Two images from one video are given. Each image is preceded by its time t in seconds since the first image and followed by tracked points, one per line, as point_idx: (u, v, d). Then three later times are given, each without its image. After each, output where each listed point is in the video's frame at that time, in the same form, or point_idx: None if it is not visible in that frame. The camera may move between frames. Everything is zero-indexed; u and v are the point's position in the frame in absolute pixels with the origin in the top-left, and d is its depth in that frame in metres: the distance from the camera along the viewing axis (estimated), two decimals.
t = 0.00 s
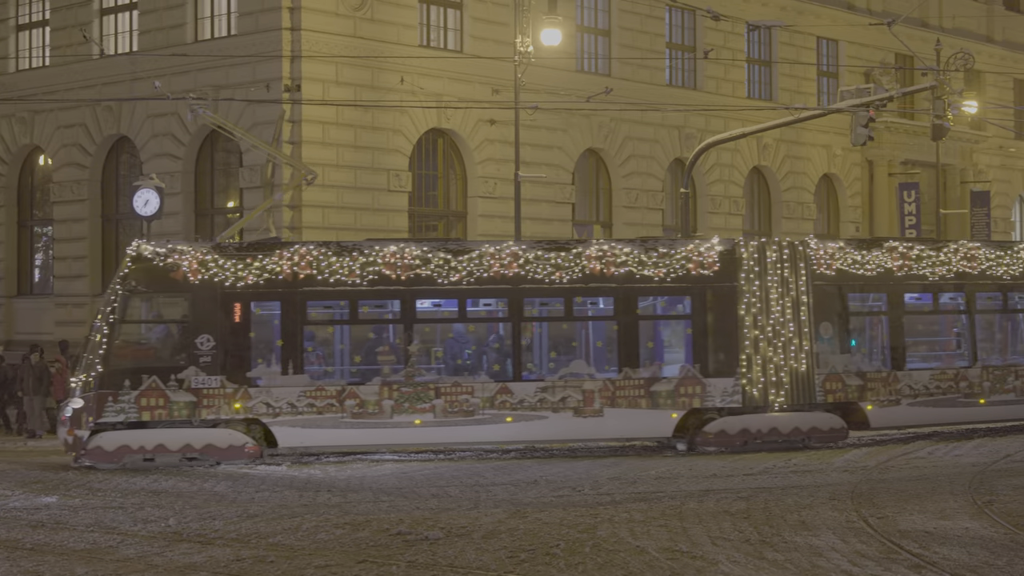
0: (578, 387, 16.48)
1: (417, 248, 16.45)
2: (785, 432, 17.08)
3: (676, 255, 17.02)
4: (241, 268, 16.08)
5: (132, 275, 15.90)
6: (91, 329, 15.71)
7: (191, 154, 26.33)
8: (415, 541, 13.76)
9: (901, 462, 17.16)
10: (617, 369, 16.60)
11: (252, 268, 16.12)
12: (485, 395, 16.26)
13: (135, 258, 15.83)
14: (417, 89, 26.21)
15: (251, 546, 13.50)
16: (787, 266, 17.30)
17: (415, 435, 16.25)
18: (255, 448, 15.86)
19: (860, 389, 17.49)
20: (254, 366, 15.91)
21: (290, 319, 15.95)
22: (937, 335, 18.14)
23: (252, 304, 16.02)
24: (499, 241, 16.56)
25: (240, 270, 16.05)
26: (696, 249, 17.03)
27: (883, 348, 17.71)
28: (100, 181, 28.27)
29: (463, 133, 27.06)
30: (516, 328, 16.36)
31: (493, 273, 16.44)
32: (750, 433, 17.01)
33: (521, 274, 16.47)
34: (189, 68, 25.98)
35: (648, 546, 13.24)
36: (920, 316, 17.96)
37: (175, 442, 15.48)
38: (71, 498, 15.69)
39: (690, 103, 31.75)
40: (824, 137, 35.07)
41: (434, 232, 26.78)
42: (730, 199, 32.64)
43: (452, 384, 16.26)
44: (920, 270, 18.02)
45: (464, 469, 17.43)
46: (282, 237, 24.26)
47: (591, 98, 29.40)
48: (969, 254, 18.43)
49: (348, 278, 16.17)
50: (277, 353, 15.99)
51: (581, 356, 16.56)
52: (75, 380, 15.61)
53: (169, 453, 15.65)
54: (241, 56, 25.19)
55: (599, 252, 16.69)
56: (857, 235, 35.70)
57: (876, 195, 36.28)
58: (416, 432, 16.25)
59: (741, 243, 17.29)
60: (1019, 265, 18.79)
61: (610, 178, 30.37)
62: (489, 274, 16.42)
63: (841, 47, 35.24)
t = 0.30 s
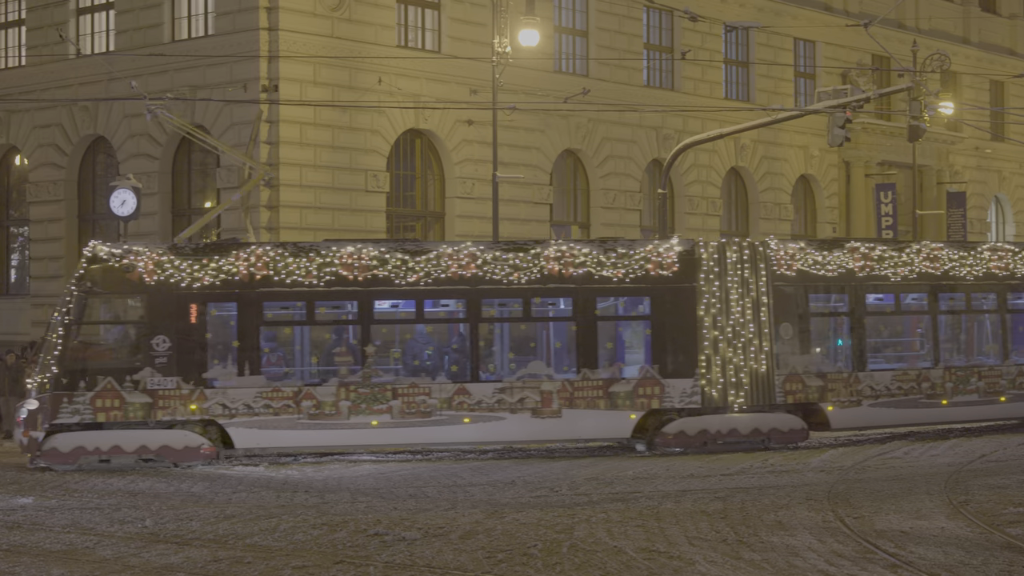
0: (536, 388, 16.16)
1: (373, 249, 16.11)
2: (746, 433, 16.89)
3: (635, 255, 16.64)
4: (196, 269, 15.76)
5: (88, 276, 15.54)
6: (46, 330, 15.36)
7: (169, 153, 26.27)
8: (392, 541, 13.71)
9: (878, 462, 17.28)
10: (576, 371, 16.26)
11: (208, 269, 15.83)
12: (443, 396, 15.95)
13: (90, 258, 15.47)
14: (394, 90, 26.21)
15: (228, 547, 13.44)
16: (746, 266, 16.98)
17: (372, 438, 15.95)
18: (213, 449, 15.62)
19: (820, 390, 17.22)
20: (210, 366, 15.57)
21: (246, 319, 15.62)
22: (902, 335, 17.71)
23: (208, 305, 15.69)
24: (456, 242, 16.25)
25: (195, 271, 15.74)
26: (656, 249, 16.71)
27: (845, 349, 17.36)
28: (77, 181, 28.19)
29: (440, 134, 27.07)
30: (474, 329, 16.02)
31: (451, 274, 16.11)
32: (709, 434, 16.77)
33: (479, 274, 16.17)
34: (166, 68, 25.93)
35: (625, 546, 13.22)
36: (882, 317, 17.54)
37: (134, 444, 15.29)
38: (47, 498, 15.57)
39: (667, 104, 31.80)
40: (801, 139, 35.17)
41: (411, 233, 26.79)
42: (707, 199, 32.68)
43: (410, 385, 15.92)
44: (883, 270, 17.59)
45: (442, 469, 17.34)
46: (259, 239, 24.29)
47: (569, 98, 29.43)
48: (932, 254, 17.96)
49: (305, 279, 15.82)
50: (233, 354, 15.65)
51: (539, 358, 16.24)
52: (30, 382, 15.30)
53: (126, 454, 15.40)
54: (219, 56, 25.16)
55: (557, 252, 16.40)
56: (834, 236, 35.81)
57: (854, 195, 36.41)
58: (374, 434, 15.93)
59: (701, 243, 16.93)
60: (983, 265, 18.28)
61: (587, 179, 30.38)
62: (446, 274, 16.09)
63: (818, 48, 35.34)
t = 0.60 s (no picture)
0: (489, 388, 15.99)
1: (326, 247, 15.93)
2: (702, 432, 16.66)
3: (590, 256, 16.46)
4: (148, 269, 15.70)
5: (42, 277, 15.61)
6: None
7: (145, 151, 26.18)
8: (370, 541, 13.69)
9: (854, 460, 17.37)
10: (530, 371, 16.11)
11: (160, 269, 15.74)
12: (395, 396, 15.79)
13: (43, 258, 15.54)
14: (372, 89, 26.17)
15: (206, 546, 13.40)
16: (703, 266, 16.78)
17: (324, 438, 15.82)
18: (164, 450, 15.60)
19: (777, 390, 16.99)
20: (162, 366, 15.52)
21: (197, 319, 15.53)
22: (863, 335, 17.46)
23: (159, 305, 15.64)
24: (410, 241, 16.08)
25: (147, 271, 15.71)
26: (610, 249, 16.50)
27: (803, 348, 17.13)
28: (53, 181, 28.12)
29: (418, 134, 27.05)
30: (428, 329, 15.86)
31: (405, 273, 15.91)
32: (666, 432, 16.60)
33: (433, 274, 15.97)
34: (144, 67, 25.86)
35: (603, 545, 13.22)
36: (843, 316, 17.29)
37: (84, 443, 15.36)
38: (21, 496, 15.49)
39: (645, 103, 31.82)
40: (779, 139, 35.25)
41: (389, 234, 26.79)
42: (684, 198, 32.72)
43: (363, 385, 15.79)
44: (842, 269, 17.34)
45: (419, 469, 17.26)
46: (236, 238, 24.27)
47: (547, 98, 29.44)
48: (893, 253, 17.63)
49: (258, 278, 15.67)
50: (185, 353, 15.58)
51: (494, 357, 16.07)
52: None
53: (77, 454, 15.41)
54: (196, 54, 25.08)
55: (512, 251, 16.22)
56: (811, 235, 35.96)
57: (831, 194, 36.49)
58: (326, 434, 15.81)
59: (657, 242, 16.73)
60: (946, 264, 17.97)
61: (565, 179, 30.39)
62: (399, 274, 15.90)
63: (796, 48, 35.41)
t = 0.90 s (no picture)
0: (439, 388, 16.08)
1: (275, 248, 15.90)
2: (655, 432, 16.82)
3: (541, 254, 16.48)
4: (95, 270, 15.70)
5: None
6: None
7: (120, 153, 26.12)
8: (348, 541, 13.66)
9: (833, 457, 17.43)
10: (481, 370, 16.16)
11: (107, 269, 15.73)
12: (345, 397, 15.85)
13: None
14: (348, 89, 26.13)
15: (183, 548, 13.33)
16: (656, 265, 16.83)
17: (275, 438, 15.87)
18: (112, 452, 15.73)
19: (731, 389, 17.14)
20: (109, 367, 15.58)
21: (145, 320, 15.58)
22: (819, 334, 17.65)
23: (108, 306, 15.66)
24: (359, 241, 16.07)
25: (95, 272, 15.69)
26: (562, 248, 16.52)
27: (759, 347, 17.29)
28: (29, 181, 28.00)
29: (396, 133, 27.00)
30: (377, 329, 15.92)
31: (354, 274, 15.94)
32: (616, 433, 16.74)
33: (382, 274, 16.00)
34: (122, 67, 25.76)
35: (581, 544, 13.21)
36: (800, 316, 17.46)
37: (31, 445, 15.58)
38: None
39: (622, 102, 31.85)
40: (755, 137, 35.31)
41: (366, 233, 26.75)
42: (661, 197, 32.77)
43: (312, 386, 15.84)
44: (797, 268, 17.52)
45: (398, 469, 17.22)
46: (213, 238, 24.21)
47: (524, 97, 29.45)
48: (850, 251, 17.86)
49: (206, 279, 15.69)
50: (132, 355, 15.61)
51: (443, 358, 16.11)
52: None
53: (24, 455, 15.67)
54: (173, 54, 25.01)
55: (462, 250, 16.25)
56: (787, 234, 36.08)
57: (807, 194, 36.60)
58: (276, 434, 15.85)
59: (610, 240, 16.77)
60: (904, 262, 18.15)
61: (542, 178, 30.41)
62: (348, 274, 15.93)
63: (772, 47, 35.53)
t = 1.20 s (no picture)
0: (383, 389, 15.98)
1: (218, 248, 15.88)
2: (600, 433, 16.68)
3: (487, 255, 16.34)
4: (37, 270, 15.69)
5: None
6: None
7: (95, 151, 26.04)
8: (322, 542, 13.64)
9: (807, 457, 17.49)
10: (425, 372, 16.07)
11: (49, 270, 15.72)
12: (288, 398, 15.78)
13: None
14: (323, 88, 26.08)
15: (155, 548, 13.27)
16: (603, 265, 16.65)
17: (217, 440, 15.74)
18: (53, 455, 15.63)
19: (680, 390, 16.95)
20: (50, 368, 15.54)
21: (86, 321, 15.54)
22: (770, 335, 17.50)
23: (50, 307, 15.62)
24: (304, 241, 15.99)
25: (36, 272, 15.67)
26: (508, 247, 16.40)
27: (709, 348, 17.12)
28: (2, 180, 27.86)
29: (372, 133, 26.96)
30: (320, 331, 15.85)
31: (298, 274, 15.88)
32: (563, 433, 16.56)
33: (326, 274, 15.94)
34: (97, 66, 25.67)
35: (556, 545, 13.21)
36: (748, 317, 17.30)
37: None
38: None
39: (597, 103, 31.86)
40: (730, 138, 35.37)
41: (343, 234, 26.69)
42: (637, 198, 32.79)
43: (254, 387, 15.75)
44: (749, 268, 17.35)
45: (374, 468, 17.17)
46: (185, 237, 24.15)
47: (499, 97, 29.45)
48: (803, 252, 17.63)
49: (148, 280, 15.68)
50: (73, 356, 15.57)
51: (386, 359, 16.04)
52: None
53: None
54: (147, 53, 24.94)
55: (407, 251, 16.15)
56: (762, 235, 36.11)
57: (781, 195, 36.69)
58: (218, 436, 15.73)
59: (556, 243, 16.57)
60: (858, 263, 17.93)
61: (518, 179, 30.40)
62: (292, 274, 15.87)
63: (746, 48, 35.60)
